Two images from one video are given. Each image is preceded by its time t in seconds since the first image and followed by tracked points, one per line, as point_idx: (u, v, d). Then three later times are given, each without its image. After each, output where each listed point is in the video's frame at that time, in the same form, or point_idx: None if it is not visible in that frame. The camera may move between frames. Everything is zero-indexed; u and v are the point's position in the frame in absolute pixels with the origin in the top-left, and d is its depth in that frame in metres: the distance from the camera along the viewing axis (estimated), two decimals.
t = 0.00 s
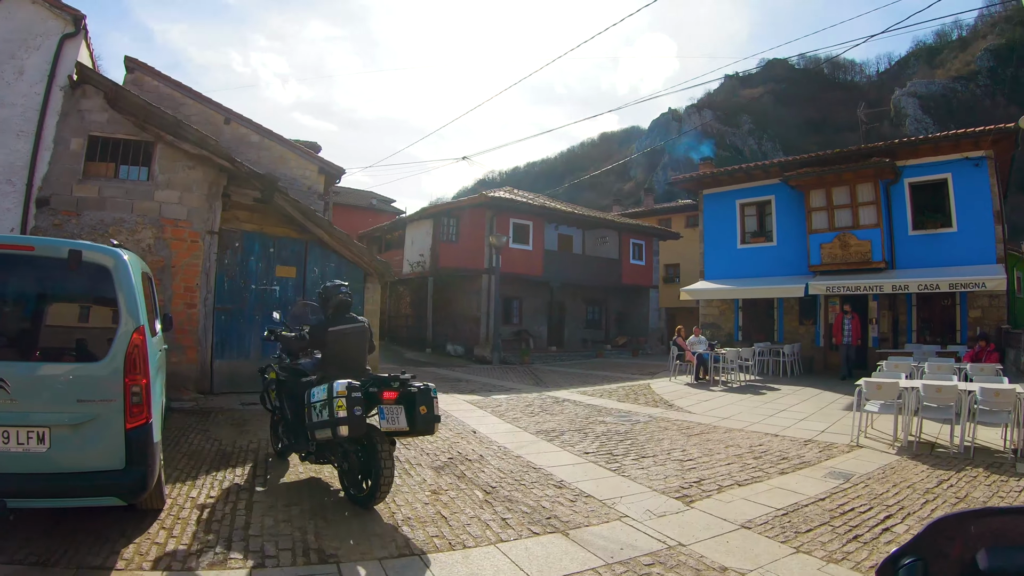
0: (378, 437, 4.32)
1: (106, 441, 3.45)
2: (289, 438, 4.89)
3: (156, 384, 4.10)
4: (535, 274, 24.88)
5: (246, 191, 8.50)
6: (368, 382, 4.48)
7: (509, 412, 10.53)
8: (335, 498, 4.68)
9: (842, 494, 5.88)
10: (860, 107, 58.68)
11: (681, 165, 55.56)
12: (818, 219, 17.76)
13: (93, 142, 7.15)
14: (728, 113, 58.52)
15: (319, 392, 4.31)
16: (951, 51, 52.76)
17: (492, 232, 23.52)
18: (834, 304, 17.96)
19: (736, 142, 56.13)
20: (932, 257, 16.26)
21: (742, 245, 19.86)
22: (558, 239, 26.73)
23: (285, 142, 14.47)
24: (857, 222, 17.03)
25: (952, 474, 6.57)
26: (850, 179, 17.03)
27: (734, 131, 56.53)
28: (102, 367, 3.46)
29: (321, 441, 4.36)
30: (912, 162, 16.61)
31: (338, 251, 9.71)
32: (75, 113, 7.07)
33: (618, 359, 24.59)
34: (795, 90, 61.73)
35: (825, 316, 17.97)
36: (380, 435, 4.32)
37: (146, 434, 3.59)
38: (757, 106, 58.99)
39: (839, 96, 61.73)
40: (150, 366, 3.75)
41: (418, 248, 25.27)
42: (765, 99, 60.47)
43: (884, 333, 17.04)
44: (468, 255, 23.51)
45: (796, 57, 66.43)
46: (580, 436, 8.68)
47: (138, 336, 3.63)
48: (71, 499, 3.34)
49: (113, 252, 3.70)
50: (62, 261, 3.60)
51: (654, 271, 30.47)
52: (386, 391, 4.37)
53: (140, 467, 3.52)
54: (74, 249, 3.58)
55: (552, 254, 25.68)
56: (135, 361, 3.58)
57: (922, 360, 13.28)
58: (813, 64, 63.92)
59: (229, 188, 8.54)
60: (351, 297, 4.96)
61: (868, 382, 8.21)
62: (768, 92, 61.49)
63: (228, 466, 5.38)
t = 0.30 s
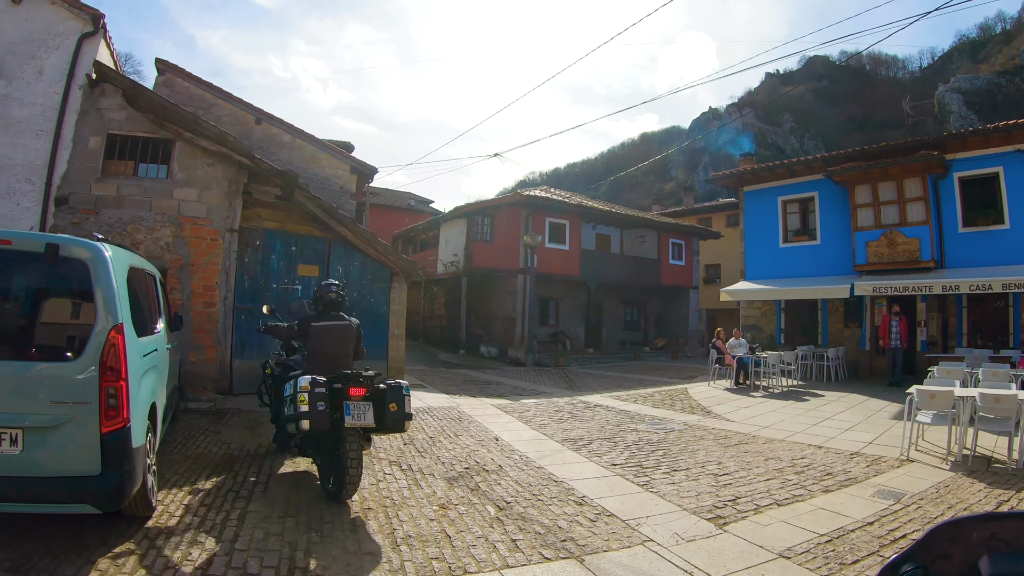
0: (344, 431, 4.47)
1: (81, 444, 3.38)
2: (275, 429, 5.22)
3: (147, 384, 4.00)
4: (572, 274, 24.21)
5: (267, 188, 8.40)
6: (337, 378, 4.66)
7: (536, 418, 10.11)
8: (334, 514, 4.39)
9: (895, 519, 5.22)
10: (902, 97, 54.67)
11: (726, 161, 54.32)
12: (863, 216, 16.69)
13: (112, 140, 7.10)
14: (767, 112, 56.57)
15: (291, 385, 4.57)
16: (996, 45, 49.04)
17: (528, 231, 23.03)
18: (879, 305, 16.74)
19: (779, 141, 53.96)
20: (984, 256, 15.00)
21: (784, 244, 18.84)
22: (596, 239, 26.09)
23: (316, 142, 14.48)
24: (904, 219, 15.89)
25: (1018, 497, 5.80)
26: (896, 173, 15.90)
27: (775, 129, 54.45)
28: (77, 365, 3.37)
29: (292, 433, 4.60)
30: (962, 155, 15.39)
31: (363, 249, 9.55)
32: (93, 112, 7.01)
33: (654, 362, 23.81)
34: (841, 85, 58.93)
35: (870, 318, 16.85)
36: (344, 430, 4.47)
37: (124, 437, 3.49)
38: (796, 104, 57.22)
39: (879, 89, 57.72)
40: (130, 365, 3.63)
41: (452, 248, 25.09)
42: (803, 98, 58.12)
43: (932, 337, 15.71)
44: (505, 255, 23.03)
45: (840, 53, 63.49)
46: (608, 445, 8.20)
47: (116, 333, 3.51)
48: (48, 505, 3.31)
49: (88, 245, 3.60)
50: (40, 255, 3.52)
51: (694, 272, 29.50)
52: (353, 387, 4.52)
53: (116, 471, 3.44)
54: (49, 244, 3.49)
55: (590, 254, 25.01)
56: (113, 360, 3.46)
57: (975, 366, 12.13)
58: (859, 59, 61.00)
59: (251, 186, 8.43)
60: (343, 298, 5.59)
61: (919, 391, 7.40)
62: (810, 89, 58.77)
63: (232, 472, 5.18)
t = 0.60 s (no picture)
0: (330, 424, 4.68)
1: (63, 446, 3.22)
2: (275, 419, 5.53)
3: (143, 383, 3.85)
4: (605, 274, 23.56)
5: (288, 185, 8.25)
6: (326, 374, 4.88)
7: (564, 423, 9.67)
8: (336, 526, 4.09)
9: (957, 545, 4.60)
10: (945, 93, 51.77)
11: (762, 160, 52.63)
12: (905, 214, 15.60)
13: (132, 137, 7.06)
14: (804, 111, 54.52)
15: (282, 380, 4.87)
16: None
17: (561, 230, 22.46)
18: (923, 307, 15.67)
19: (815, 141, 51.76)
20: None
21: (824, 243, 17.84)
22: (630, 239, 25.46)
23: (346, 141, 14.47)
24: (948, 217, 14.78)
25: None
26: (940, 169, 14.83)
27: (812, 128, 52.31)
28: (60, 365, 3.21)
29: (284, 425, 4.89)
30: (1009, 148, 14.36)
31: (388, 247, 9.35)
32: (114, 109, 7.00)
33: (689, 365, 22.99)
34: (878, 82, 56.30)
35: (913, 320, 15.79)
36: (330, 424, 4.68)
37: (110, 438, 3.32)
38: (832, 102, 54.82)
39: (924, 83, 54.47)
40: (118, 363, 3.46)
41: (485, 248, 24.79)
42: (841, 97, 55.68)
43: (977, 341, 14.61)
44: (537, 255, 22.72)
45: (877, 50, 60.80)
46: (637, 453, 7.72)
47: (101, 330, 3.34)
48: (29, 507, 3.16)
49: (76, 238, 3.42)
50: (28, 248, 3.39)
51: (731, 272, 28.51)
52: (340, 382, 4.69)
53: (99, 476, 3.27)
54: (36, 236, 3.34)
55: (625, 254, 24.30)
56: (98, 359, 3.30)
57: None
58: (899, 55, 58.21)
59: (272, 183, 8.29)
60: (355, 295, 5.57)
61: (970, 398, 6.65)
62: (849, 87, 56.29)
63: (240, 476, 4.93)
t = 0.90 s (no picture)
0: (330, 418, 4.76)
1: (47, 446, 3.05)
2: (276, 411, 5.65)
3: (140, 381, 3.68)
4: (637, 276, 22.90)
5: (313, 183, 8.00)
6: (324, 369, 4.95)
7: (589, 430, 9.25)
8: (337, 539, 3.80)
9: None
10: (991, 91, 48.82)
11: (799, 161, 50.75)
12: (948, 216, 14.55)
13: (153, 134, 7.06)
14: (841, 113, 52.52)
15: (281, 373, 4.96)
16: None
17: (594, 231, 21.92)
18: (966, 312, 14.56)
19: (853, 143, 49.54)
20: None
21: (862, 245, 16.83)
22: (665, 241, 24.76)
23: (377, 140, 14.42)
24: (993, 218, 13.73)
25: None
26: (985, 168, 13.79)
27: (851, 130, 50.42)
28: (45, 362, 3.04)
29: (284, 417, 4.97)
30: None
31: (411, 246, 9.12)
32: (135, 106, 7.01)
33: (723, 371, 22.14)
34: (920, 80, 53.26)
35: (955, 326, 14.74)
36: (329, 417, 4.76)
37: (96, 440, 3.13)
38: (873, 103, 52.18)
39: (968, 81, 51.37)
40: (107, 360, 3.28)
41: (516, 249, 24.38)
42: (879, 96, 53.35)
43: None
44: (568, 257, 22.31)
45: (913, 51, 58.10)
46: (666, 464, 7.25)
47: (89, 327, 3.16)
48: (12, 508, 3.01)
49: (66, 231, 3.26)
50: (17, 241, 3.23)
51: (768, 276, 27.48)
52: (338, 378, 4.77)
53: (84, 479, 3.08)
54: (23, 229, 3.18)
55: (658, 256, 23.59)
56: (85, 356, 3.12)
57: None
58: (940, 54, 55.46)
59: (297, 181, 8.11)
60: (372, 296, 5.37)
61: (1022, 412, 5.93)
62: (886, 88, 53.80)
63: (245, 481, 4.69)
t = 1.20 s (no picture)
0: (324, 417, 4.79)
1: (20, 452, 2.90)
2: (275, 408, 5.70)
3: (123, 384, 3.53)
4: (656, 278, 22.44)
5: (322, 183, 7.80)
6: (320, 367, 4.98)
7: (603, 437, 8.93)
8: (327, 554, 3.58)
9: None
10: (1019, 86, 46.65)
11: (818, 161, 49.14)
12: (976, 216, 13.87)
13: (159, 133, 6.99)
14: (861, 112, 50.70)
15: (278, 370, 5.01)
16: None
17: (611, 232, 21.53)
18: (994, 315, 13.92)
19: (873, 143, 48.05)
20: None
21: (887, 246, 16.18)
22: (685, 242, 24.25)
23: (391, 140, 14.33)
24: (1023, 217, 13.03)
25: None
26: (1015, 165, 13.11)
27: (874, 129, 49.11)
28: (18, 363, 2.89)
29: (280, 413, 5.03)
30: None
31: (423, 246, 8.93)
32: (142, 105, 6.95)
33: (744, 375, 21.53)
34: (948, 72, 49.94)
35: (983, 330, 14.08)
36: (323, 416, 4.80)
37: (69, 446, 2.97)
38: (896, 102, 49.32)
39: (992, 76, 48.90)
40: (85, 362, 3.12)
41: (533, 251, 24.07)
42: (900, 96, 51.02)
43: None
44: (586, 258, 21.95)
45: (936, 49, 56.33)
46: (682, 475, 6.90)
47: (64, 327, 3.01)
48: None
49: (43, 227, 3.13)
50: None
51: (790, 278, 26.77)
52: (333, 377, 4.79)
53: (57, 486, 2.92)
54: None
55: (677, 257, 23.09)
56: (60, 357, 2.96)
57: None
58: (962, 52, 53.67)
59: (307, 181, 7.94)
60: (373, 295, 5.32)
61: None
62: (907, 88, 51.24)
63: (239, 489, 4.52)
